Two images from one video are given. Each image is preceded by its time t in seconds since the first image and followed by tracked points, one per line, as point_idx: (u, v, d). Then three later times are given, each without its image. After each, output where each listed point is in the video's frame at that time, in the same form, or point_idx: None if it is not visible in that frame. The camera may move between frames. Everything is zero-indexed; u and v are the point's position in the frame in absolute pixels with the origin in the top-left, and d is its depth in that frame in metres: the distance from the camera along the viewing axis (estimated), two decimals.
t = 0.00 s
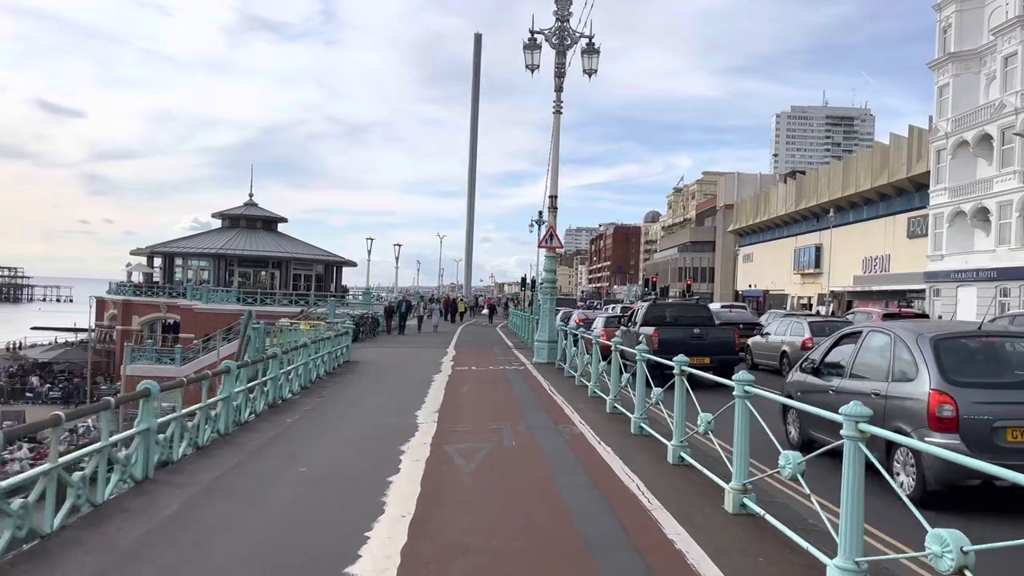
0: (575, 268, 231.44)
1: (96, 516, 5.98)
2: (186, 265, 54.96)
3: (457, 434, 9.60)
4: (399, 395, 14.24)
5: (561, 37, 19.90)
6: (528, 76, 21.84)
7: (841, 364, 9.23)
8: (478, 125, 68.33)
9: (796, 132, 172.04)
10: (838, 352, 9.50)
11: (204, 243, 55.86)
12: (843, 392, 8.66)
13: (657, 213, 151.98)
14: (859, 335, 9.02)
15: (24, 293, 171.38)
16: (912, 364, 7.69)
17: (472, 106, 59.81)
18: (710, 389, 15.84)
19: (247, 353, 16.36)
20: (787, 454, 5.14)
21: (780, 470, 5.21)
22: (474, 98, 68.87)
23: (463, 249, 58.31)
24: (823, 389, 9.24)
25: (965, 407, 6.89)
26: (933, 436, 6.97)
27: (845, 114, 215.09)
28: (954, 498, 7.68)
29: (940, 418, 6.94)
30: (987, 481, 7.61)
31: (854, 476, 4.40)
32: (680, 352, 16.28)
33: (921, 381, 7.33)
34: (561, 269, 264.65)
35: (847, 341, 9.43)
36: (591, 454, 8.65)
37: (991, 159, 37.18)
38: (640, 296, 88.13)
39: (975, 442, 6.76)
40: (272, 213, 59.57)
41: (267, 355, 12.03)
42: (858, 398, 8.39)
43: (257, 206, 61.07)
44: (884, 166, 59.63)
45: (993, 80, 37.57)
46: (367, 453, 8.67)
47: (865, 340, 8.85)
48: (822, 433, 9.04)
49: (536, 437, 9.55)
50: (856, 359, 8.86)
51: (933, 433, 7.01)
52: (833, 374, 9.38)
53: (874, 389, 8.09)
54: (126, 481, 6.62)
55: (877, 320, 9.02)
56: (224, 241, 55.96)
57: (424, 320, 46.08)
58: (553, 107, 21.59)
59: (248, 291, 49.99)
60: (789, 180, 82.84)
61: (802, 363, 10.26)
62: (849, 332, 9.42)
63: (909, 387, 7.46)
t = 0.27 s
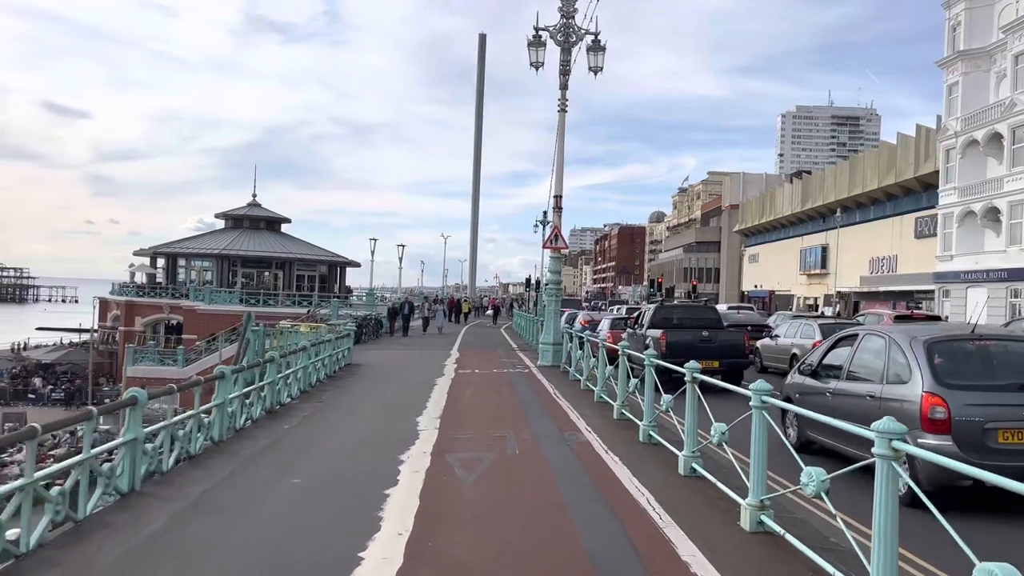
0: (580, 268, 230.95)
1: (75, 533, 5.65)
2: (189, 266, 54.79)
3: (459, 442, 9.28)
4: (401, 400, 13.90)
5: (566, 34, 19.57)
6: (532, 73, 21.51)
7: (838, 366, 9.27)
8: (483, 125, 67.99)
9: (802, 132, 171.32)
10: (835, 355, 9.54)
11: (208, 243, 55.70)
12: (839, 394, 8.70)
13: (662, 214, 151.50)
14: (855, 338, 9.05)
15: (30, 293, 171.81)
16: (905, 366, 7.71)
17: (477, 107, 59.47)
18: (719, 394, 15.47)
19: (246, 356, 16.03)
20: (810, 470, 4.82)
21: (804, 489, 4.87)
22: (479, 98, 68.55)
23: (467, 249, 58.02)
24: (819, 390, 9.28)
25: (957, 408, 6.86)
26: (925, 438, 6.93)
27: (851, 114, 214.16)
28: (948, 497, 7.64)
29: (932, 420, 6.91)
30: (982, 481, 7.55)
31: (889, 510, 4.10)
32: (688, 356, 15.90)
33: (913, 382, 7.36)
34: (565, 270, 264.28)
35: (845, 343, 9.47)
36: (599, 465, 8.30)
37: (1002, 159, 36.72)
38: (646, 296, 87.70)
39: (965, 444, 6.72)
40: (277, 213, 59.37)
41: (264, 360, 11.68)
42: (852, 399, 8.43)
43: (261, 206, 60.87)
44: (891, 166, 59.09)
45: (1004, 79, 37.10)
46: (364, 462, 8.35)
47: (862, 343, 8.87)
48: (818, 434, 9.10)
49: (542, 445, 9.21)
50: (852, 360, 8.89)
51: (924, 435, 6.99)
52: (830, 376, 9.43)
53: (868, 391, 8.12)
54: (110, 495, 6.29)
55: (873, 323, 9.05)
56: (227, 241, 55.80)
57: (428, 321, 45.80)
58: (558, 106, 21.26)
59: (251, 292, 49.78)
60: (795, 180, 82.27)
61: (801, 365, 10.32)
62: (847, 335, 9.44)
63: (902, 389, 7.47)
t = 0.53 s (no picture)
0: (589, 268, 230.41)
1: (63, 541, 5.38)
2: (198, 265, 54.73)
3: (467, 445, 8.96)
4: (409, 401, 13.59)
5: (577, 29, 19.23)
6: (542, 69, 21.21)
7: (844, 363, 9.31)
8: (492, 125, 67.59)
9: (812, 131, 170.19)
10: (840, 352, 9.59)
11: (217, 244, 55.64)
12: (844, 391, 8.76)
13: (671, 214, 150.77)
14: (861, 336, 9.10)
15: (44, 294, 173.25)
16: (909, 363, 7.80)
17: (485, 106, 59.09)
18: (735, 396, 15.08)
19: (251, 356, 15.76)
20: (846, 480, 4.49)
21: (838, 498, 4.57)
22: (488, 98, 68.21)
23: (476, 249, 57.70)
24: (825, 388, 9.34)
25: (960, 405, 7.00)
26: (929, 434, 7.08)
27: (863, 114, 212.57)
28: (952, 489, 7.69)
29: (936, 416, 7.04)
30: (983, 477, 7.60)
31: (941, 527, 3.73)
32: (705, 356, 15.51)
33: (917, 380, 7.45)
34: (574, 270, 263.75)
35: (849, 341, 9.52)
36: (614, 470, 7.97)
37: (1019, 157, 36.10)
38: (656, 297, 87.16)
39: (969, 440, 6.87)
40: (285, 214, 59.28)
41: (269, 360, 11.38)
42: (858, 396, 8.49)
43: (269, 206, 60.77)
44: (903, 166, 58.26)
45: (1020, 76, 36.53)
46: (369, 466, 8.05)
47: (867, 339, 8.93)
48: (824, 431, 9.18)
49: (553, 449, 8.89)
50: (856, 359, 8.95)
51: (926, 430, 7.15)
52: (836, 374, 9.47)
53: (872, 388, 8.20)
54: (103, 501, 6.00)
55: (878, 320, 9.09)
56: (236, 241, 55.73)
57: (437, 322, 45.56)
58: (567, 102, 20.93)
59: (259, 292, 49.62)
60: (806, 180, 81.50)
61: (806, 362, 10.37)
62: (853, 332, 9.48)
63: (907, 385, 7.57)
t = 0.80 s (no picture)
0: (602, 268, 229.43)
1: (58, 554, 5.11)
2: (211, 266, 54.74)
3: (480, 451, 8.64)
4: (421, 404, 13.29)
5: (592, 24, 18.88)
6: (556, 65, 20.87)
7: (855, 363, 9.31)
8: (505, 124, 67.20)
9: (828, 130, 168.62)
10: (851, 352, 9.59)
11: (230, 244, 55.61)
12: (855, 391, 8.77)
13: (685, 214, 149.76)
14: (872, 336, 9.10)
15: (61, 295, 174.51)
16: (920, 364, 7.83)
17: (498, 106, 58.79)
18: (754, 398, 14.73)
19: (261, 357, 15.51)
20: (892, 496, 4.20)
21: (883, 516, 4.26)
22: (501, 97, 67.80)
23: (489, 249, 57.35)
24: (835, 387, 9.34)
25: (970, 406, 7.08)
26: (939, 433, 7.14)
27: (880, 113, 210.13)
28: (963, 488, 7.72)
29: (946, 416, 7.12)
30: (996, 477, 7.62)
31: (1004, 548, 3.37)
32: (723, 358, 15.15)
33: (928, 380, 7.48)
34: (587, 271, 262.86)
35: (861, 341, 9.46)
36: (634, 480, 7.63)
37: None
38: (671, 297, 86.55)
39: (977, 439, 6.98)
40: (298, 214, 59.21)
41: (277, 362, 11.08)
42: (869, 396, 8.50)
43: (282, 206, 60.69)
44: (920, 165, 57.35)
45: None
46: (378, 472, 7.75)
47: (878, 339, 8.93)
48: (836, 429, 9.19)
49: (570, 455, 8.54)
50: (867, 358, 8.95)
51: (937, 430, 7.21)
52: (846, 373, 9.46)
53: (883, 387, 8.22)
54: (99, 510, 5.69)
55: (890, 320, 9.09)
56: (249, 242, 55.68)
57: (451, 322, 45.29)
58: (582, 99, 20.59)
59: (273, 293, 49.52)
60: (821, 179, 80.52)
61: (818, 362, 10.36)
62: (864, 332, 9.47)
63: (916, 386, 7.62)
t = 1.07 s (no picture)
0: (619, 269, 228.52)
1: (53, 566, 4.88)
2: (229, 266, 54.90)
3: (494, 457, 8.33)
4: (436, 406, 13.02)
5: (610, 19, 18.54)
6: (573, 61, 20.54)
7: (870, 364, 9.11)
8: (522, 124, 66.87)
9: (847, 129, 166.78)
10: (868, 353, 9.38)
11: (247, 245, 55.73)
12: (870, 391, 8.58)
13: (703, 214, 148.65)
14: (887, 337, 8.90)
15: (82, 295, 176.38)
16: (933, 364, 7.63)
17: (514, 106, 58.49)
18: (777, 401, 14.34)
19: (275, 358, 15.31)
20: (944, 514, 3.85)
21: (932, 534, 3.92)
22: (517, 97, 67.48)
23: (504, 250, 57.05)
24: (851, 388, 9.15)
25: (984, 404, 6.86)
26: (952, 432, 6.93)
27: (901, 112, 207.55)
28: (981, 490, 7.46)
29: (959, 415, 6.91)
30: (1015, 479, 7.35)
31: None
32: (744, 360, 14.78)
33: (942, 380, 7.28)
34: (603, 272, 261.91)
35: (877, 341, 9.30)
36: (656, 488, 7.30)
37: None
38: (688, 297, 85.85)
39: (992, 439, 6.75)
40: (315, 215, 59.23)
41: (288, 364, 10.83)
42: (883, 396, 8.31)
43: (299, 207, 60.74)
44: (942, 164, 56.37)
45: None
46: (388, 479, 7.48)
47: (893, 340, 8.72)
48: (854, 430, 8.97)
49: (588, 462, 8.22)
50: (883, 359, 8.75)
51: (952, 429, 6.99)
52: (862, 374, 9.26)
53: (898, 387, 8.02)
54: (97, 520, 5.45)
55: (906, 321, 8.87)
56: (265, 242, 55.77)
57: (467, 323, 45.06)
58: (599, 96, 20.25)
59: (289, 293, 49.52)
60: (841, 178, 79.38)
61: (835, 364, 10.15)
62: (881, 333, 9.26)
63: (930, 385, 7.42)
